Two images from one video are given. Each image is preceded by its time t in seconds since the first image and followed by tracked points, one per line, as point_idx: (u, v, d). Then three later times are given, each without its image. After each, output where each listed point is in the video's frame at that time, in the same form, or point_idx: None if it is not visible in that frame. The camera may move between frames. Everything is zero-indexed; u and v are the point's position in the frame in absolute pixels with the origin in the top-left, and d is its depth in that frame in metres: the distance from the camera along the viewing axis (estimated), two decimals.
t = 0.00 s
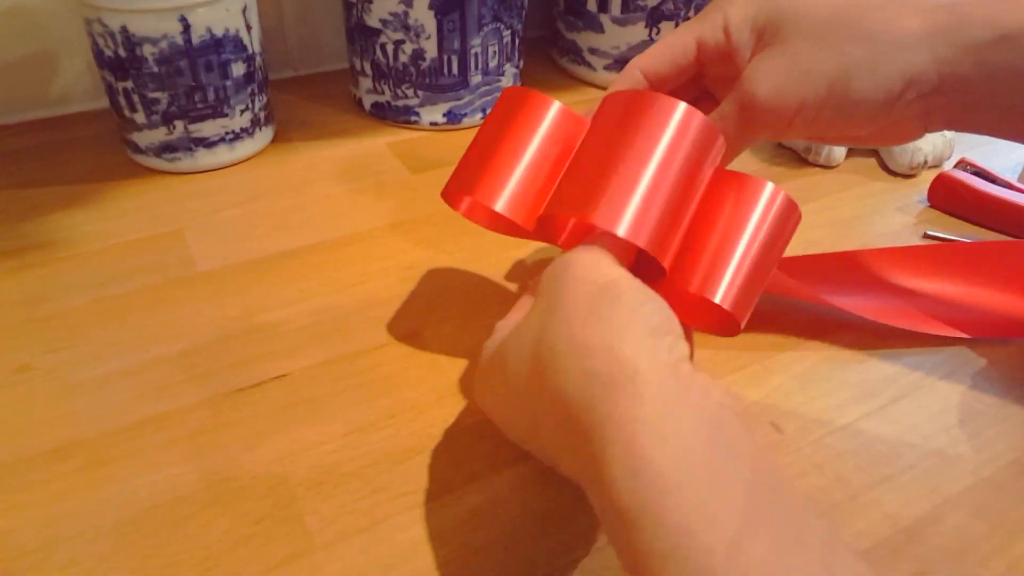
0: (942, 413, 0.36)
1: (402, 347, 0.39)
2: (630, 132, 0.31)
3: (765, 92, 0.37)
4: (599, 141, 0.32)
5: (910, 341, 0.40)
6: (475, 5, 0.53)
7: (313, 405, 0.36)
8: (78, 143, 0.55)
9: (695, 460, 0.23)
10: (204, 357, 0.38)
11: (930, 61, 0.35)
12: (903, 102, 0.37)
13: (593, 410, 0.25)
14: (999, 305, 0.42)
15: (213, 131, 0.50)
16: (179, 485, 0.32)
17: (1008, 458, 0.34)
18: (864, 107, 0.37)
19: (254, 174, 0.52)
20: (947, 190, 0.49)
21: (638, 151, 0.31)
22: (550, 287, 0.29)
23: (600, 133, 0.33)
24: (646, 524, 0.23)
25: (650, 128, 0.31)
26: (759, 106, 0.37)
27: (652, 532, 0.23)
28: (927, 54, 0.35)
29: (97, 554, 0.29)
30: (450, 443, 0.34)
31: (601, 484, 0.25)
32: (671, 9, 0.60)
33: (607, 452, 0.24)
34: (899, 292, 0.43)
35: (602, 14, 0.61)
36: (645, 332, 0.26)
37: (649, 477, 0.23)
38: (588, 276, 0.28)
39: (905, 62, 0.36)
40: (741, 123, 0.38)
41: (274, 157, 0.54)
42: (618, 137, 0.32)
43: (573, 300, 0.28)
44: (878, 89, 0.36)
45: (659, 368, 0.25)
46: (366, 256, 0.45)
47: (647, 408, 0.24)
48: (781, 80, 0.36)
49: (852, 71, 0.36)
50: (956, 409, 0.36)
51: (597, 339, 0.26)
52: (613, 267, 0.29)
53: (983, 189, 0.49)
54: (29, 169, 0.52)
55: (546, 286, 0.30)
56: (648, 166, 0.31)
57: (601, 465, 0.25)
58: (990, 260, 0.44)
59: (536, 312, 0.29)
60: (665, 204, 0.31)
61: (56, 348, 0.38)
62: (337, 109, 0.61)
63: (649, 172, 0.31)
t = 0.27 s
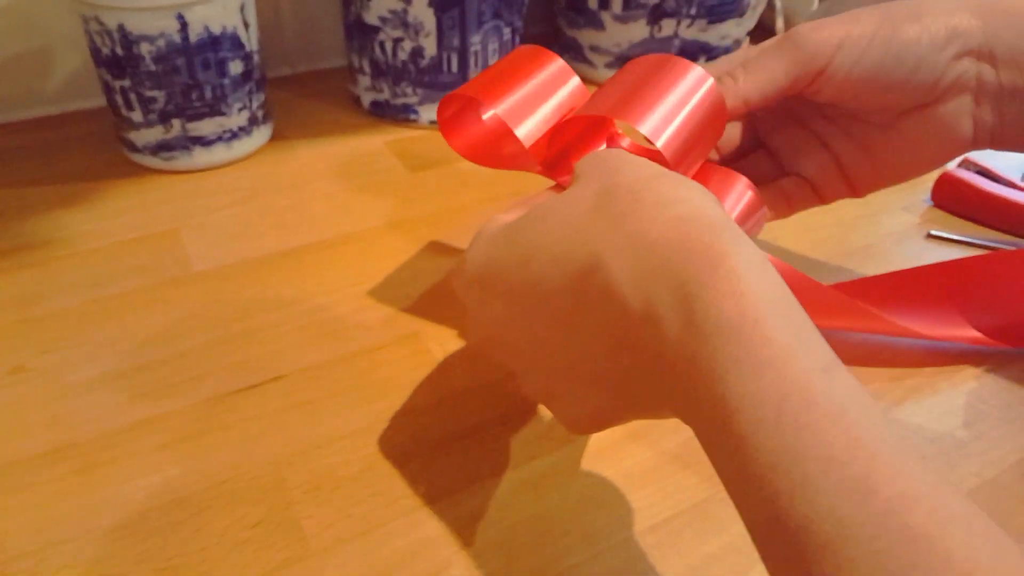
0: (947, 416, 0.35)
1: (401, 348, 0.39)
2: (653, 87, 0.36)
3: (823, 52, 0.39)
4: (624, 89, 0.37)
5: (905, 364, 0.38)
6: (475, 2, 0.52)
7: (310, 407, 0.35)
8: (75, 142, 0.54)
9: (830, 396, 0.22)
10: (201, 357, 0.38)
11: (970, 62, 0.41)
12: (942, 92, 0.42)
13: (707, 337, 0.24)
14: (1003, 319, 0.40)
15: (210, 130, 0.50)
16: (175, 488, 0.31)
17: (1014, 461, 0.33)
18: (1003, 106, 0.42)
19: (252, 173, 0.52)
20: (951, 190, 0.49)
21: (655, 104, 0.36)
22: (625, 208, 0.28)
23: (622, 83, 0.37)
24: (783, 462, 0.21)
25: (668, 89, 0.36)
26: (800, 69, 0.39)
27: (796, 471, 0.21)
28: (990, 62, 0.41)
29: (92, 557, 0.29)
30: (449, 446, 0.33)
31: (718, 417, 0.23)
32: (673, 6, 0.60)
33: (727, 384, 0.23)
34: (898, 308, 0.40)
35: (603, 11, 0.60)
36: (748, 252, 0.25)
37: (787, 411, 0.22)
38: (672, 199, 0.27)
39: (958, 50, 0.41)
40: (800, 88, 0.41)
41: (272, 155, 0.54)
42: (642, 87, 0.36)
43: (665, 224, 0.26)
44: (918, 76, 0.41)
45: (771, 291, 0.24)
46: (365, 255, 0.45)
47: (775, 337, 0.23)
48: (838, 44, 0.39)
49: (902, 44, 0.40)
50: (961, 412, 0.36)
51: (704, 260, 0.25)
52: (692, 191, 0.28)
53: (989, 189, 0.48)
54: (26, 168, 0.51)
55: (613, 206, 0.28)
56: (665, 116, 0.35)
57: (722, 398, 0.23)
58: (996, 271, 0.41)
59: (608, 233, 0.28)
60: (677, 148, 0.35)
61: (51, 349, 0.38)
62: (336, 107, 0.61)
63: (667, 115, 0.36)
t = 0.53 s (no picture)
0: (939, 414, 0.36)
1: (404, 347, 0.39)
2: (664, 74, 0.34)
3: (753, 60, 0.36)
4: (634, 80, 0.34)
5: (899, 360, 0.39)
6: (475, 9, 0.53)
7: (315, 405, 0.36)
8: (80, 145, 0.55)
9: (880, 394, 0.20)
10: (206, 356, 0.38)
11: (901, 33, 0.37)
12: (877, 60, 0.37)
13: (742, 336, 0.22)
14: (998, 313, 0.41)
15: (216, 133, 0.50)
16: (181, 485, 0.32)
17: (1003, 458, 0.34)
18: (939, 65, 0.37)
19: (255, 176, 0.53)
20: (942, 191, 0.50)
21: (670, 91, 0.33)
22: (645, 200, 0.25)
23: (631, 74, 0.35)
24: (828, 467, 0.19)
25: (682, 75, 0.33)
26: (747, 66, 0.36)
27: (843, 480, 0.19)
28: (919, 25, 0.37)
29: (100, 552, 0.29)
30: (450, 442, 0.34)
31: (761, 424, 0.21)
32: (669, 12, 0.61)
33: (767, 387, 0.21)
34: (895, 307, 0.41)
35: (602, 17, 0.61)
36: (781, 241, 0.23)
37: (830, 414, 0.20)
38: (698, 187, 0.25)
39: (884, 22, 0.36)
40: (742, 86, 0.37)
41: (275, 158, 0.55)
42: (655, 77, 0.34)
43: (689, 214, 0.24)
44: (857, 52, 0.36)
45: (808, 282, 0.22)
46: (367, 256, 0.46)
47: (813, 330, 0.21)
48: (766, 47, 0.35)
49: (832, 28, 0.35)
50: (952, 409, 0.36)
51: (734, 251, 0.22)
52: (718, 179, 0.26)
53: (978, 189, 0.49)
54: (32, 170, 0.52)
55: (637, 198, 0.26)
56: (680, 104, 0.33)
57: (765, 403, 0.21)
58: (989, 271, 0.43)
59: (631, 225, 0.25)
60: (696, 136, 0.33)
61: (58, 348, 0.38)
62: (338, 111, 0.61)
63: (682, 104, 0.33)
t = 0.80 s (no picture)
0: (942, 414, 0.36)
1: (402, 347, 0.39)
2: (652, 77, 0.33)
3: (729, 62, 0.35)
4: (621, 84, 0.33)
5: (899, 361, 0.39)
6: (475, 6, 0.53)
7: (313, 405, 0.36)
8: (79, 144, 0.55)
9: (894, 402, 0.20)
10: (204, 356, 0.38)
11: (869, 28, 0.38)
12: (847, 55, 0.38)
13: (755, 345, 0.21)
14: (1002, 315, 0.40)
15: (214, 132, 0.50)
16: (180, 486, 0.32)
17: (1007, 459, 0.34)
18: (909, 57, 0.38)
19: (254, 175, 0.52)
20: (944, 190, 0.50)
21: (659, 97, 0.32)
22: (653, 206, 0.25)
23: (618, 76, 0.34)
24: (844, 478, 0.19)
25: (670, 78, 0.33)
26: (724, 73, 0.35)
27: (860, 491, 0.19)
28: (884, 19, 0.37)
29: (98, 553, 0.29)
30: (450, 443, 0.34)
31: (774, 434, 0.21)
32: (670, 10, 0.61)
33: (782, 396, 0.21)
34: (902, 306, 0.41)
35: (602, 14, 0.61)
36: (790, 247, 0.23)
37: (845, 424, 0.20)
38: (707, 192, 0.24)
39: (855, 18, 0.37)
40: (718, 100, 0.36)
41: (274, 157, 0.54)
42: (643, 81, 0.33)
43: (697, 221, 0.24)
44: (828, 49, 0.37)
45: (819, 288, 0.22)
46: (366, 256, 0.46)
47: (825, 337, 0.21)
48: (740, 53, 0.35)
49: (802, 29, 0.35)
50: (955, 410, 0.36)
51: (745, 259, 0.22)
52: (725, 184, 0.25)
53: (983, 189, 0.49)
54: (31, 169, 0.52)
55: (644, 205, 0.25)
56: (670, 110, 0.32)
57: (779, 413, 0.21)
58: (992, 272, 0.42)
59: (639, 232, 0.25)
60: (690, 137, 0.33)
61: (56, 348, 0.38)
62: (337, 109, 0.61)
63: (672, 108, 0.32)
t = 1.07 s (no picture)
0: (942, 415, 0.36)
1: (402, 347, 0.39)
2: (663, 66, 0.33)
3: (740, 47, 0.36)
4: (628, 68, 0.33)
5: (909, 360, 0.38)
6: (475, 5, 0.53)
7: (313, 406, 0.36)
8: (78, 144, 0.55)
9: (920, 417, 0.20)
10: (204, 357, 0.38)
11: (876, 10, 0.38)
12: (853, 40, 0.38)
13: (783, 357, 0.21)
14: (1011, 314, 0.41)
15: (213, 132, 0.50)
16: (179, 486, 0.32)
17: (1008, 459, 0.34)
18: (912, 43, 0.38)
19: (254, 174, 0.52)
20: (945, 190, 0.50)
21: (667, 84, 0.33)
22: (678, 210, 0.25)
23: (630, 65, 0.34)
24: (870, 492, 0.19)
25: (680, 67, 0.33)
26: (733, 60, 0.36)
27: (889, 504, 0.19)
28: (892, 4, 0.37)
29: (97, 553, 0.29)
30: (450, 443, 0.34)
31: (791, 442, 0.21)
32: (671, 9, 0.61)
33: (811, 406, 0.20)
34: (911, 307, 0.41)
35: (603, 14, 0.61)
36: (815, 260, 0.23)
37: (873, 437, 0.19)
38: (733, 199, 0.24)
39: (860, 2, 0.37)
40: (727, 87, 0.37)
41: (274, 157, 0.54)
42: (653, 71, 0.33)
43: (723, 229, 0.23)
44: (835, 32, 0.37)
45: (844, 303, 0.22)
46: (365, 256, 0.45)
47: (853, 349, 0.21)
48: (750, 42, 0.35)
49: (806, 18, 0.36)
50: (955, 411, 0.36)
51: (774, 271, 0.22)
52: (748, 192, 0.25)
53: (984, 189, 0.48)
54: (30, 169, 0.52)
55: (667, 208, 0.25)
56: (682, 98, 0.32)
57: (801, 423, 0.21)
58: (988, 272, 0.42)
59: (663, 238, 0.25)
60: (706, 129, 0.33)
61: (55, 348, 0.38)
62: (337, 109, 0.61)
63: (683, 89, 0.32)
